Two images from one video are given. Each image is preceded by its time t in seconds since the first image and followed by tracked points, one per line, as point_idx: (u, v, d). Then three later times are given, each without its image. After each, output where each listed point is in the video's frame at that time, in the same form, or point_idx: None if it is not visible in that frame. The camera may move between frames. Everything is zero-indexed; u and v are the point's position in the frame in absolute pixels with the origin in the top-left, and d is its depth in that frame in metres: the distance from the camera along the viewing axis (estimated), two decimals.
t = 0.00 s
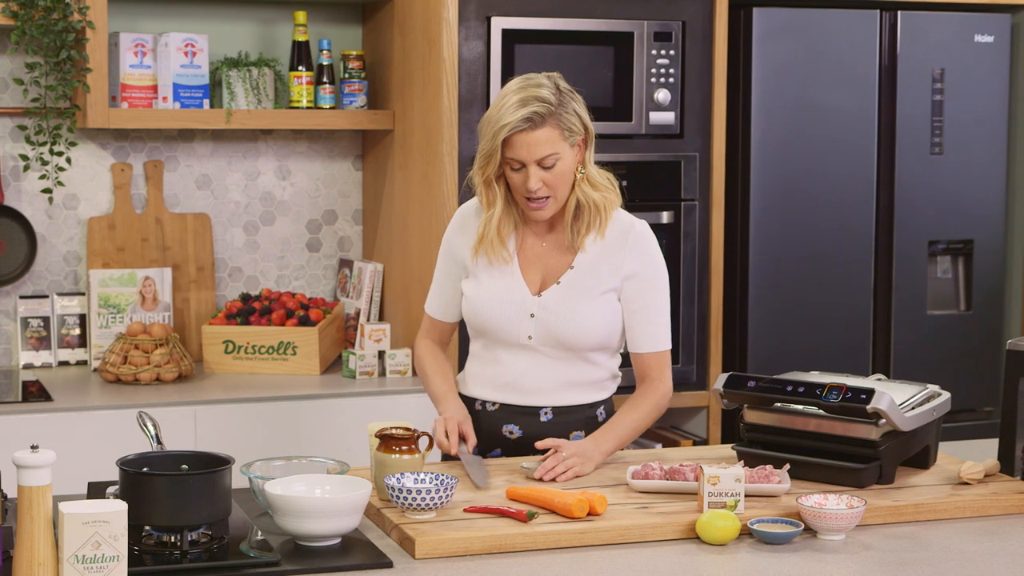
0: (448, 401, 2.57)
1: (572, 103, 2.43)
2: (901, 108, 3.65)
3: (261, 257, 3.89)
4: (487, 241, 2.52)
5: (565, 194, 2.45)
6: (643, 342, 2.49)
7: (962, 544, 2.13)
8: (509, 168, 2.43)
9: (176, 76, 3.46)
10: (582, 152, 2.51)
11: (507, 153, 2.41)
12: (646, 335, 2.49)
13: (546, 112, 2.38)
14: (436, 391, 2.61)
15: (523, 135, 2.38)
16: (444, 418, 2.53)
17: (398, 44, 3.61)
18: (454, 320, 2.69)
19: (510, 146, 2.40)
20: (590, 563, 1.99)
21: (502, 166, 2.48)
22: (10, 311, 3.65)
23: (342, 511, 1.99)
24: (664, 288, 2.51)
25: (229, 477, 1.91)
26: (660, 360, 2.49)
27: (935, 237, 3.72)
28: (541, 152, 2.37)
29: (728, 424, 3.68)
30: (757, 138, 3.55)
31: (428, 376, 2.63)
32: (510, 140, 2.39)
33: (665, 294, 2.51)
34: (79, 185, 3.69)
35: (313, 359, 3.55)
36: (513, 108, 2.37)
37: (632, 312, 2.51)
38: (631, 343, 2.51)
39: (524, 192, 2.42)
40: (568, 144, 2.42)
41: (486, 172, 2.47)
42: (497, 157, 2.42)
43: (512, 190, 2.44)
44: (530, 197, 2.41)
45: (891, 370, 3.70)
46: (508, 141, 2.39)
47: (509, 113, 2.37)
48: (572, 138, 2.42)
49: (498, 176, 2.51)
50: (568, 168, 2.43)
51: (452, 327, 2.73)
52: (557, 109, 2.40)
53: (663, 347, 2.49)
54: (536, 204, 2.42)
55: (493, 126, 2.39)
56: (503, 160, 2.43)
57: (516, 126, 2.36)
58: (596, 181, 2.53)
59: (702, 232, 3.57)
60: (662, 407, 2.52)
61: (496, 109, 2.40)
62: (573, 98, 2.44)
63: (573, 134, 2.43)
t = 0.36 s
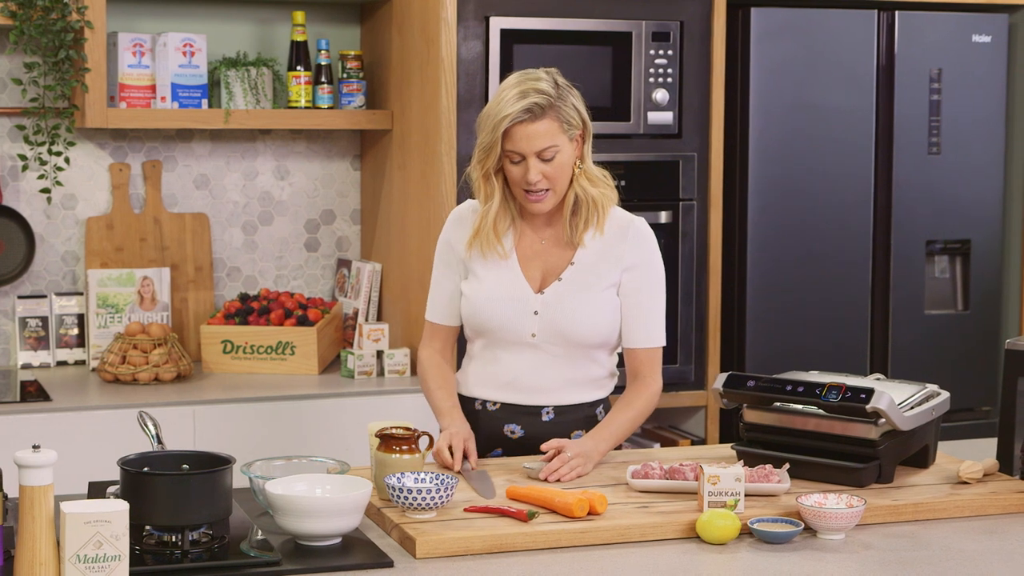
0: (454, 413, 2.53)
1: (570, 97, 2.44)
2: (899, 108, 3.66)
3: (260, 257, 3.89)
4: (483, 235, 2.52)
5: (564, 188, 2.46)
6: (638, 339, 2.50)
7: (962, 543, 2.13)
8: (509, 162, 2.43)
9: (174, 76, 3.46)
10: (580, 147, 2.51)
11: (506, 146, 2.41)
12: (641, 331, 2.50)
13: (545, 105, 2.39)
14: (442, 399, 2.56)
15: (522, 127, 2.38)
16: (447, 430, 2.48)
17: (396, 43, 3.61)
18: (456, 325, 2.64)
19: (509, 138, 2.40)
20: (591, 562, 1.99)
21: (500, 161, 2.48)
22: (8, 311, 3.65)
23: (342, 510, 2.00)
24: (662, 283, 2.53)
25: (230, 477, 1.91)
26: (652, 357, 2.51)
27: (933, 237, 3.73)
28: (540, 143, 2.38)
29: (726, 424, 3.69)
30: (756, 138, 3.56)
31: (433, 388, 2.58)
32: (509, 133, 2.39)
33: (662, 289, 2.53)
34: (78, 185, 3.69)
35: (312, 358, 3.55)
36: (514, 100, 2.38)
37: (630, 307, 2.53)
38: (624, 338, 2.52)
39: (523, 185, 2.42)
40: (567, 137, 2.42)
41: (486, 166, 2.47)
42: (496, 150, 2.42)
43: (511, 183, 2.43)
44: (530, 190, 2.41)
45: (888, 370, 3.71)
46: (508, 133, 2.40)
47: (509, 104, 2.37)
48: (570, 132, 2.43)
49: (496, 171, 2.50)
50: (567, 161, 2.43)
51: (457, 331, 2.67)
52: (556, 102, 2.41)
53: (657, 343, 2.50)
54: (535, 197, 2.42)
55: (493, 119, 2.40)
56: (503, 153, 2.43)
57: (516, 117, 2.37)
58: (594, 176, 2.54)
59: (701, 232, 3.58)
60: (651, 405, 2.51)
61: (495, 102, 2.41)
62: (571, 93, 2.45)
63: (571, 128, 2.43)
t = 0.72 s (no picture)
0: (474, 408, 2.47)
1: (571, 99, 2.44)
2: (895, 108, 3.67)
3: (257, 257, 3.89)
4: (485, 237, 2.51)
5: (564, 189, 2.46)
6: (633, 339, 2.52)
7: (960, 542, 2.14)
8: (510, 163, 2.43)
9: (172, 76, 3.45)
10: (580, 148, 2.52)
11: (507, 147, 2.41)
12: (637, 332, 2.53)
13: (548, 106, 2.39)
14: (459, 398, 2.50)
15: (524, 129, 2.38)
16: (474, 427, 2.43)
17: (393, 43, 3.61)
18: (456, 327, 2.59)
19: (510, 139, 2.40)
20: (591, 562, 1.99)
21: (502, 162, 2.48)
22: (5, 311, 3.65)
23: (342, 510, 2.00)
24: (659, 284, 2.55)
25: (230, 476, 1.91)
26: (647, 356, 2.53)
27: (929, 237, 3.74)
28: (541, 145, 2.38)
29: (723, 424, 3.69)
30: (753, 138, 3.56)
31: (447, 389, 2.52)
32: (511, 134, 2.39)
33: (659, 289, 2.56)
34: (75, 185, 3.69)
35: (309, 358, 3.55)
36: (516, 101, 2.38)
37: (627, 307, 2.55)
38: (620, 338, 2.55)
39: (524, 186, 2.42)
40: (568, 139, 2.42)
41: (487, 167, 2.46)
42: (497, 151, 2.42)
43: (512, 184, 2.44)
44: (530, 192, 2.42)
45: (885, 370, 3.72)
46: (510, 135, 2.40)
47: (512, 106, 2.38)
48: (572, 134, 2.43)
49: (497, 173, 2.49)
50: (567, 163, 2.43)
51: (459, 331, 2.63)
52: (558, 104, 2.41)
53: (652, 343, 2.52)
54: (535, 199, 2.43)
55: (495, 120, 2.40)
56: (504, 154, 2.43)
57: (518, 118, 2.37)
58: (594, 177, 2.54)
59: (698, 232, 3.58)
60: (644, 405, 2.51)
61: (497, 104, 2.41)
62: (573, 95, 2.45)
63: (572, 130, 2.44)
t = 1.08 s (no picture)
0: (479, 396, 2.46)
1: (571, 93, 2.48)
2: (891, 108, 3.68)
3: (253, 257, 3.89)
4: (486, 231, 2.51)
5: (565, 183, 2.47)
6: (634, 339, 2.53)
7: (958, 541, 2.15)
8: (510, 154, 2.45)
9: (169, 76, 3.45)
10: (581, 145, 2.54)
11: (507, 138, 2.44)
12: (638, 332, 2.54)
13: (547, 97, 2.43)
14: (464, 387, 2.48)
15: (524, 118, 2.42)
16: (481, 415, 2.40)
17: (390, 43, 3.61)
18: (457, 324, 2.59)
19: (510, 130, 2.43)
20: (591, 561, 2.00)
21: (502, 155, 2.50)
22: (2, 311, 3.64)
23: (342, 510, 2.00)
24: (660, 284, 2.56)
25: (229, 476, 1.91)
26: (648, 357, 2.53)
27: (925, 237, 3.75)
28: (541, 134, 2.41)
29: (720, 423, 3.70)
30: (750, 139, 3.57)
31: (451, 382, 2.50)
32: (511, 124, 2.43)
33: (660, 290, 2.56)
34: (72, 185, 3.68)
35: (307, 358, 3.55)
36: (515, 90, 2.43)
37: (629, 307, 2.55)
38: (621, 338, 2.55)
39: (524, 177, 2.43)
40: (567, 132, 2.45)
41: (486, 160, 2.48)
42: (497, 142, 2.45)
43: (512, 176, 2.45)
44: (530, 183, 2.43)
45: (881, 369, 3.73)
46: (509, 124, 2.43)
47: (511, 94, 2.42)
48: (571, 127, 2.46)
49: (498, 167, 2.51)
50: (567, 156, 2.45)
51: (460, 330, 2.63)
52: (557, 96, 2.44)
53: (653, 344, 2.53)
54: (536, 190, 2.43)
55: (495, 109, 2.43)
56: (503, 146, 2.45)
57: (517, 106, 2.41)
58: (594, 176, 2.57)
59: (695, 232, 3.59)
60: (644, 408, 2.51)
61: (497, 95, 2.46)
62: (572, 90, 2.49)
63: (572, 123, 2.47)
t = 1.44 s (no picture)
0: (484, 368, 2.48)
1: (570, 87, 2.52)
2: (889, 108, 3.69)
3: (251, 257, 3.89)
4: (482, 223, 2.53)
5: (563, 175, 2.50)
6: (640, 337, 2.53)
7: (957, 540, 2.16)
8: (507, 143, 2.50)
9: (167, 76, 3.45)
10: (580, 142, 2.56)
11: (504, 127, 2.49)
12: (643, 329, 2.53)
13: (544, 85, 2.48)
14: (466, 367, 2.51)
15: (520, 105, 2.47)
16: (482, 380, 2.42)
17: (388, 43, 3.61)
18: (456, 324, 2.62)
19: (507, 118, 2.49)
20: (591, 560, 2.00)
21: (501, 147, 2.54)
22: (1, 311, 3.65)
23: (342, 510, 2.00)
24: (663, 282, 2.55)
25: (230, 476, 1.91)
26: (654, 353, 2.54)
27: (923, 236, 3.76)
28: (537, 121, 2.46)
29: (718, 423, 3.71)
30: (747, 139, 3.58)
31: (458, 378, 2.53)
32: (508, 112, 2.49)
33: (663, 288, 2.56)
34: (70, 185, 3.68)
35: (305, 358, 3.55)
36: (512, 78, 2.49)
37: (632, 305, 2.55)
38: (626, 336, 2.55)
39: (521, 166, 2.47)
40: (565, 122, 2.49)
41: (485, 151, 2.53)
42: (495, 132, 2.50)
43: (510, 165, 2.49)
44: (527, 170, 2.46)
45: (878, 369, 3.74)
46: (506, 112, 2.49)
47: (508, 81, 2.48)
48: (568, 117, 2.50)
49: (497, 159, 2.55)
50: (565, 146, 2.49)
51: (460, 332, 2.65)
52: (554, 87, 2.49)
53: (658, 342, 2.53)
54: (533, 179, 2.47)
55: (493, 97, 2.50)
56: (501, 135, 2.50)
57: (514, 93, 2.47)
58: (594, 173, 2.58)
59: (693, 231, 3.60)
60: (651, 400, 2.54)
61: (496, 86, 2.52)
62: (571, 84, 2.54)
63: (571, 115, 2.51)
